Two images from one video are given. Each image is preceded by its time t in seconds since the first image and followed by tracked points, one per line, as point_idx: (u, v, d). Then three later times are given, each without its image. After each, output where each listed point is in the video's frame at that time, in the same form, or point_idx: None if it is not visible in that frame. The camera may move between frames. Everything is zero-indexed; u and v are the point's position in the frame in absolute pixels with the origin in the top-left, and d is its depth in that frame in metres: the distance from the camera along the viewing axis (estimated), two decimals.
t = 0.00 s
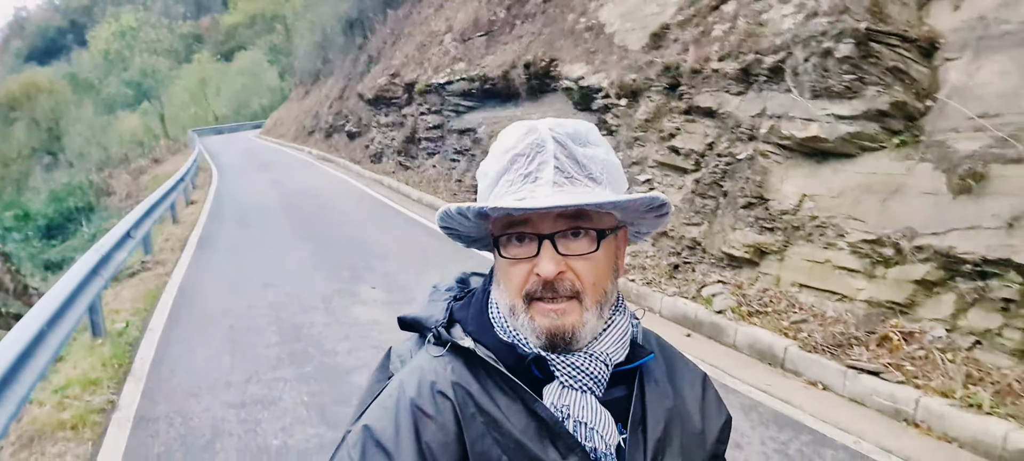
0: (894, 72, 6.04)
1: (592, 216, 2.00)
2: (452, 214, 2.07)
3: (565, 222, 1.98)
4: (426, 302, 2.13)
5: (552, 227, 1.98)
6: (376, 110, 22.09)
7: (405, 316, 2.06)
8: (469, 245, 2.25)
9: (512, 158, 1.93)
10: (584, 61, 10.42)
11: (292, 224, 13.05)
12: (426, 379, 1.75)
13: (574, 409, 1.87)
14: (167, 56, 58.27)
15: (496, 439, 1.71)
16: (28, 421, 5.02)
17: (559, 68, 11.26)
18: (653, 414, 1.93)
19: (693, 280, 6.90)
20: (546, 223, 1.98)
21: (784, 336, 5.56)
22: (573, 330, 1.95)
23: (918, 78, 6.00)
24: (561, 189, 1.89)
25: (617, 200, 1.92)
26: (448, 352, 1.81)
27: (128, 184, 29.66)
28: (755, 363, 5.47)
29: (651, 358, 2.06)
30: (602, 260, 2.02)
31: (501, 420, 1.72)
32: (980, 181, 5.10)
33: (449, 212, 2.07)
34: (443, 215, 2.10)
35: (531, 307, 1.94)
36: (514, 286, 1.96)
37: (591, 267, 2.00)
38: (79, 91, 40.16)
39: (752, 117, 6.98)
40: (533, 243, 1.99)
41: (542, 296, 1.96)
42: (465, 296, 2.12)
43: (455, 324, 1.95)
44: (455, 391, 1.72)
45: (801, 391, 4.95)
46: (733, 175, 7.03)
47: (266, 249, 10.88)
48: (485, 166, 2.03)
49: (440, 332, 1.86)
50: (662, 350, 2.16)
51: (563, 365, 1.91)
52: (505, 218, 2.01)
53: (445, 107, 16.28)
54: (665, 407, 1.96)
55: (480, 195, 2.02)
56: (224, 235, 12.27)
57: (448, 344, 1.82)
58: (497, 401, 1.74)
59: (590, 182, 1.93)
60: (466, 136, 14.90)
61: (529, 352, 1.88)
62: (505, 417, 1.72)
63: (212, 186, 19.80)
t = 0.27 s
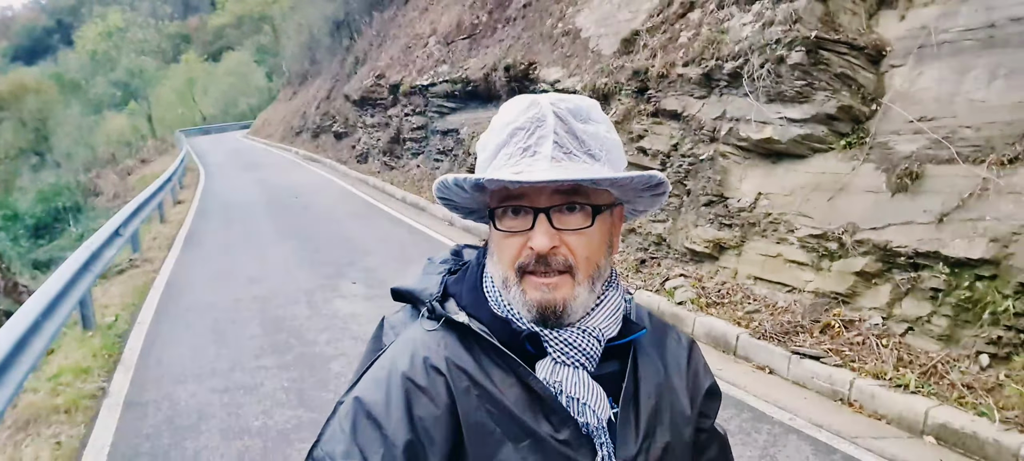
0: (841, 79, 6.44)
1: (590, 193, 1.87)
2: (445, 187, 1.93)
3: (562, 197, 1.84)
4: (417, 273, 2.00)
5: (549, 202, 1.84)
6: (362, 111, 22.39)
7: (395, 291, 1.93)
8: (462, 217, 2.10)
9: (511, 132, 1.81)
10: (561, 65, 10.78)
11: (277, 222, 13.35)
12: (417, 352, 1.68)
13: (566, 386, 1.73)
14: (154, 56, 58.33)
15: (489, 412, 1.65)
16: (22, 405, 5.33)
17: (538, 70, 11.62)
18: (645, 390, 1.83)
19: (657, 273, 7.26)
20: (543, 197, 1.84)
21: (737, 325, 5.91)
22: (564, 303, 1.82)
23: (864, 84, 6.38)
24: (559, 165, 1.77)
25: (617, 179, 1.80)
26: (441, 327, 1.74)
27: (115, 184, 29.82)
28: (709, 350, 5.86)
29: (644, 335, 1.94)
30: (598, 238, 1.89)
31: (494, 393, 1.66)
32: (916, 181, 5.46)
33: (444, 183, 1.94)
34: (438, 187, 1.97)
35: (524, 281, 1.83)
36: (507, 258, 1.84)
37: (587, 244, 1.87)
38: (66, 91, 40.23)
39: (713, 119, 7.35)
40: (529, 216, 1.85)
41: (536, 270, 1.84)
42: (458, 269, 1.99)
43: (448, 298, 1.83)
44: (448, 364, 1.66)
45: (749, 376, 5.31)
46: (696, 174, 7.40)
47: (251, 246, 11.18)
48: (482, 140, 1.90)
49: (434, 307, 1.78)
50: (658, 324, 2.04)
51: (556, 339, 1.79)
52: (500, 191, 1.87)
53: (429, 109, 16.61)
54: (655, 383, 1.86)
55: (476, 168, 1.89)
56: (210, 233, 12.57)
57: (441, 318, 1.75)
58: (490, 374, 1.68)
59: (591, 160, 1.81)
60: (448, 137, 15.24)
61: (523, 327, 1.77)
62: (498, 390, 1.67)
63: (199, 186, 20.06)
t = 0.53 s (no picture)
0: (808, 83, 6.76)
1: (553, 223, 2.04)
2: (411, 221, 2.08)
3: (525, 229, 2.00)
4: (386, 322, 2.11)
5: (513, 234, 2.00)
6: (359, 107, 22.71)
7: (364, 340, 2.04)
8: (428, 260, 2.27)
9: (473, 166, 1.95)
10: (549, 65, 11.12)
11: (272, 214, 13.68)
12: (389, 405, 1.80)
13: (540, 427, 1.85)
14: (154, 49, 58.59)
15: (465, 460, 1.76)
16: (26, 380, 5.64)
17: (528, 70, 11.95)
18: (623, 423, 1.97)
19: (633, 267, 7.60)
20: (507, 230, 2.00)
21: (703, 315, 6.26)
22: (532, 339, 1.96)
23: (829, 88, 6.69)
24: (522, 194, 1.91)
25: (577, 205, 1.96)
26: (410, 376, 1.85)
27: (114, 176, 30.13)
28: (676, 338, 6.20)
29: (619, 366, 2.07)
30: (562, 268, 2.05)
31: (470, 441, 1.78)
32: (871, 179, 5.83)
33: (409, 218, 2.08)
34: (402, 222, 2.12)
35: (491, 317, 1.95)
36: (474, 295, 1.98)
37: (551, 274, 2.02)
38: (66, 83, 40.51)
39: (689, 120, 7.68)
40: (493, 249, 2.01)
41: (501, 304, 1.98)
42: (425, 315, 2.12)
43: (417, 345, 1.95)
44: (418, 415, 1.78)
45: (711, 361, 5.65)
46: (672, 173, 7.75)
47: (247, 237, 11.52)
48: (445, 174, 2.04)
49: (402, 356, 1.89)
50: (631, 352, 2.18)
51: (525, 379, 1.91)
52: (464, 225, 2.02)
53: (423, 106, 16.93)
54: (634, 416, 1.99)
55: (439, 202, 2.04)
56: (207, 224, 12.91)
57: (409, 366, 1.86)
58: (465, 423, 1.80)
59: (551, 190, 1.96)
60: (442, 135, 15.57)
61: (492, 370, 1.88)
62: (474, 437, 1.78)
63: (197, 179, 20.39)
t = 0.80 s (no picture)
0: (775, 89, 7.14)
1: (556, 197, 1.99)
2: (414, 188, 2.02)
3: (528, 201, 1.95)
4: (382, 294, 2.05)
5: (515, 205, 1.94)
6: (357, 104, 23.09)
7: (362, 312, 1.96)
8: (426, 235, 2.23)
9: (478, 136, 1.90)
10: (538, 67, 11.50)
11: (270, 208, 14.05)
12: (386, 378, 1.71)
13: (537, 406, 1.81)
14: (156, 44, 58.93)
15: (459, 439, 1.69)
16: (32, 360, 5.99)
17: (518, 71, 12.32)
18: (614, 408, 1.94)
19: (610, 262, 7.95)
20: (510, 201, 1.94)
21: (672, 307, 6.54)
22: (528, 309, 1.89)
23: (796, 93, 7.08)
24: (526, 167, 1.86)
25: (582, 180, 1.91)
26: (408, 350, 1.76)
27: (116, 169, 30.48)
28: (646, 329, 6.48)
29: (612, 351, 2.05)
30: (563, 242, 1.99)
31: (466, 419, 1.70)
32: (828, 181, 6.22)
33: (411, 184, 2.01)
34: (404, 191, 2.05)
35: (489, 287, 1.89)
36: (474, 266, 1.92)
37: (552, 247, 1.96)
38: (69, 77, 40.84)
39: (665, 121, 8.05)
40: (496, 219, 1.95)
41: (501, 275, 1.91)
42: (422, 288, 2.05)
43: (414, 319, 1.88)
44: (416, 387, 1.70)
45: (676, 350, 5.96)
46: (649, 172, 8.11)
47: (244, 229, 11.88)
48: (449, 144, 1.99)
49: (400, 330, 1.81)
50: (622, 340, 2.16)
51: (524, 356, 1.85)
52: (468, 193, 1.97)
53: (419, 104, 17.31)
54: (627, 401, 1.97)
55: (442, 169, 1.97)
56: (205, 217, 13.27)
57: (406, 340, 1.78)
58: (461, 401, 1.72)
59: (555, 165, 1.91)
60: (436, 132, 15.94)
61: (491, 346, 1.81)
62: (470, 415, 1.71)
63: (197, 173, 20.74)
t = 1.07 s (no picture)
0: (743, 87, 7.49)
1: (591, 224, 2.00)
2: (448, 208, 1.94)
3: (568, 228, 1.95)
4: (400, 311, 2.11)
5: (558, 231, 1.94)
6: (352, 101, 23.41)
7: (373, 325, 2.03)
8: (439, 247, 2.15)
9: (517, 160, 1.88)
10: (525, 64, 11.82)
11: (264, 202, 14.38)
12: (396, 390, 1.75)
13: (547, 425, 1.82)
14: (154, 40, 59.12)
15: (466, 451, 1.73)
16: (32, 343, 6.30)
17: (506, 68, 12.64)
18: (622, 430, 1.94)
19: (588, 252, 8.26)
20: (553, 227, 1.94)
21: (644, 294, 6.83)
22: (567, 331, 1.87)
23: (762, 91, 7.43)
24: (569, 194, 1.87)
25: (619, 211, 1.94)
26: (418, 363, 1.80)
27: (114, 165, 30.72)
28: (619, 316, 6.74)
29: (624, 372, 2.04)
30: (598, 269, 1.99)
31: (474, 433, 1.74)
32: (789, 174, 6.57)
33: (450, 204, 1.92)
34: (435, 209, 1.97)
35: (527, 308, 1.88)
36: (513, 288, 1.90)
37: (591, 274, 1.95)
38: (67, 73, 41.05)
39: (642, 118, 8.39)
40: (538, 244, 1.93)
41: (542, 297, 1.89)
42: (438, 306, 2.07)
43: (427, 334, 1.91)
44: (425, 398, 1.74)
45: (644, 334, 6.27)
46: (626, 167, 8.44)
47: (238, 222, 12.21)
48: (481, 164, 1.94)
49: (412, 342, 1.84)
50: (635, 361, 2.14)
51: (540, 375, 1.85)
52: (507, 217, 1.94)
53: (411, 101, 17.63)
54: (633, 423, 1.97)
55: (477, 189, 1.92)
56: (201, 210, 13.59)
57: (418, 354, 1.81)
58: (468, 415, 1.75)
59: (592, 193, 1.94)
60: (428, 128, 16.26)
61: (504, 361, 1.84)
62: (476, 429, 1.75)
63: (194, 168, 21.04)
